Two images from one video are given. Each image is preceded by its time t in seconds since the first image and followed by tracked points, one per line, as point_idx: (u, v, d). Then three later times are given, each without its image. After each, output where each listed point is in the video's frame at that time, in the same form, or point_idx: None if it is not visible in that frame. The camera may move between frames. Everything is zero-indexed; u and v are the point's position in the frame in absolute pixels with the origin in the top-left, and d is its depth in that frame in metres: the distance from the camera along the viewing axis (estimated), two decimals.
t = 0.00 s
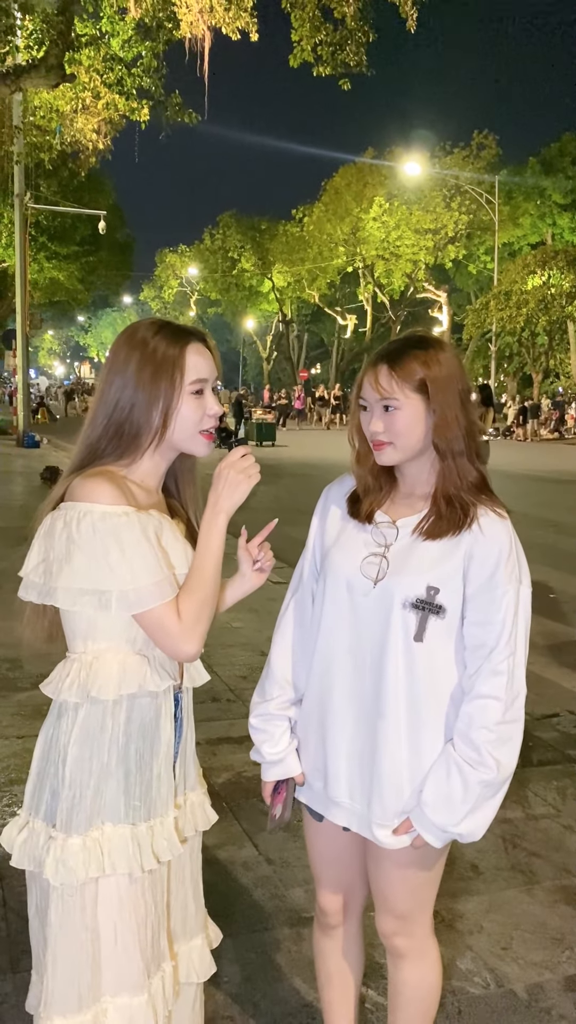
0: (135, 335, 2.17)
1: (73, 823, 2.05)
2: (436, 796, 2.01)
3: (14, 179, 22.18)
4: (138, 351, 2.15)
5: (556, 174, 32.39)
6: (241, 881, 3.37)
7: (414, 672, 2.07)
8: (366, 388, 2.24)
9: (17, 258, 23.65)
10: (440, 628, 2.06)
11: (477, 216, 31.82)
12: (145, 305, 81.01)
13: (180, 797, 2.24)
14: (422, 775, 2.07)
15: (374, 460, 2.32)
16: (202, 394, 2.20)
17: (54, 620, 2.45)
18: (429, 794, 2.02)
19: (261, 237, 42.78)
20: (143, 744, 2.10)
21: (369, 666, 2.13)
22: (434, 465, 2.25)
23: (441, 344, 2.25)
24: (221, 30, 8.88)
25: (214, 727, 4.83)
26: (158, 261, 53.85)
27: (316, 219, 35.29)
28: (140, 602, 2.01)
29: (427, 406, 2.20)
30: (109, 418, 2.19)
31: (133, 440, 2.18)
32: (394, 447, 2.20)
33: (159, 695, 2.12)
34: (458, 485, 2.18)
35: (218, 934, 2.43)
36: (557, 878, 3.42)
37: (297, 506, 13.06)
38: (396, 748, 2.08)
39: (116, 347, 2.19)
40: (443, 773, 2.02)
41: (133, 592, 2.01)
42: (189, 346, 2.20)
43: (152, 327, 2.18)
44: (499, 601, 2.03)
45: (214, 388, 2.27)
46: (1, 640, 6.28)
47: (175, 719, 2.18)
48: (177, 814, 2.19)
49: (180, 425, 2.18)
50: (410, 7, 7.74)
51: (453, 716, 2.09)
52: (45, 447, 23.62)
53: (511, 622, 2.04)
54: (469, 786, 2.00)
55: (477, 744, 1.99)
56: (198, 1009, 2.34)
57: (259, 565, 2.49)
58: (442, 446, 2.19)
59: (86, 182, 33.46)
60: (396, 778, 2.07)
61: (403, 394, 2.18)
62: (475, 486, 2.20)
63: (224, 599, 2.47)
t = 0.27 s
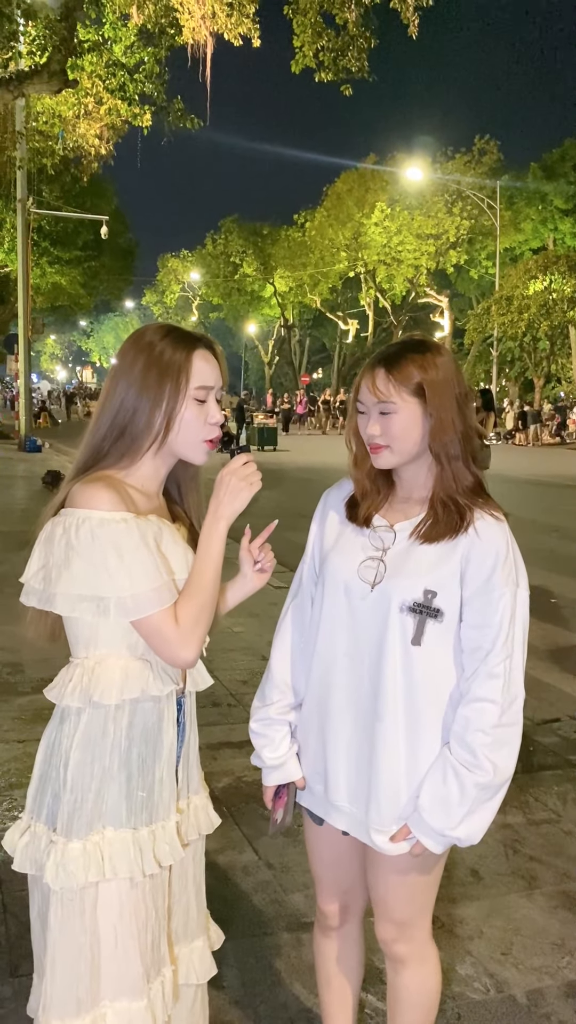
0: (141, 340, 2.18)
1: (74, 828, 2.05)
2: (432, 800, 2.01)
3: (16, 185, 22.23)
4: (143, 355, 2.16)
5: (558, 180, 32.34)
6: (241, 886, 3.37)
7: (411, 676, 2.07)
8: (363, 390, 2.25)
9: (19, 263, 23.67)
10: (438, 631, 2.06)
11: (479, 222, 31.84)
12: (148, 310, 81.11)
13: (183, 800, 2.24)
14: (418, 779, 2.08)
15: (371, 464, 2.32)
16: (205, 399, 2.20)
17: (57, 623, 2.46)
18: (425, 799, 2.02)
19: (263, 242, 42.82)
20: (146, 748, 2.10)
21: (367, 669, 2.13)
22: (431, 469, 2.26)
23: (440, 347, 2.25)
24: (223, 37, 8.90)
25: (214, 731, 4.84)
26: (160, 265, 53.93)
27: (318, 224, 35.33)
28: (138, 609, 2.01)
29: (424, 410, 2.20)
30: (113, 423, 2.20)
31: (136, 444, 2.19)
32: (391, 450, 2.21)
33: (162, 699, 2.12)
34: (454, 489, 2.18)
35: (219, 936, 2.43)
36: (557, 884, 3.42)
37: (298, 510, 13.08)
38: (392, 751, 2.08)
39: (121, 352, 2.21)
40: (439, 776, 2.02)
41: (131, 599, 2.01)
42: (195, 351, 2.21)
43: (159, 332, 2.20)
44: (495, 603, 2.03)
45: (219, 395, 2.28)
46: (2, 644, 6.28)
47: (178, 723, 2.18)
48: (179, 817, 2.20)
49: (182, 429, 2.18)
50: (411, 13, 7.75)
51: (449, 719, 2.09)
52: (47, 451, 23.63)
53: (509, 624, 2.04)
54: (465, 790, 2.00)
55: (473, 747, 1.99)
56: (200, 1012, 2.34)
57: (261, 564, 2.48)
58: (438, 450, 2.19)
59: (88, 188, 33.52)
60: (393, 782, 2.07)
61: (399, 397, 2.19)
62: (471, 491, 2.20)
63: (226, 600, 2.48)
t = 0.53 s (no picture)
0: (149, 348, 2.20)
1: (80, 837, 2.04)
2: (431, 806, 2.01)
3: (19, 189, 22.29)
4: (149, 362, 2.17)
5: (559, 184, 32.42)
6: (242, 890, 3.36)
7: (410, 681, 2.07)
8: (368, 396, 2.26)
9: (21, 267, 23.72)
10: (439, 638, 2.06)
11: (480, 226, 31.90)
12: (150, 314, 81.27)
13: (188, 804, 2.24)
14: (417, 785, 2.07)
15: (375, 468, 2.32)
16: (208, 406, 2.21)
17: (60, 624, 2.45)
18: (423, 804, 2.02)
19: (265, 246, 42.93)
20: (151, 755, 2.10)
21: (368, 673, 2.13)
22: (435, 475, 2.26)
23: (445, 354, 2.26)
24: (225, 42, 8.95)
25: (215, 735, 4.83)
26: (162, 269, 54.03)
27: (320, 228, 35.41)
28: (132, 621, 2.01)
29: (428, 415, 2.21)
30: (118, 428, 2.20)
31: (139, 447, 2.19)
32: (394, 455, 2.21)
33: (165, 705, 2.12)
34: (456, 495, 2.18)
35: (227, 935, 2.43)
36: (559, 889, 3.41)
37: (299, 514, 13.09)
38: (391, 758, 2.08)
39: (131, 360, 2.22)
40: (438, 782, 2.02)
41: (124, 611, 2.01)
42: (203, 358, 2.21)
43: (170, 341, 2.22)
44: (496, 610, 2.03)
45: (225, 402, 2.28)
46: (4, 647, 6.28)
47: (183, 728, 2.19)
48: (186, 820, 2.20)
49: (187, 436, 2.18)
50: (413, 19, 7.79)
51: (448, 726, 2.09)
52: (49, 455, 23.66)
53: (510, 630, 2.03)
54: (464, 796, 1.99)
55: (472, 753, 1.99)
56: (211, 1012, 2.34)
57: (256, 551, 2.48)
58: (440, 456, 2.19)
59: (90, 192, 33.61)
60: (393, 788, 2.07)
61: (404, 403, 2.20)
62: (474, 496, 2.19)
63: (225, 592, 2.48)
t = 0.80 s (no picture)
0: (150, 353, 2.18)
1: (87, 840, 2.04)
2: (437, 811, 2.00)
3: (20, 193, 22.31)
4: (155, 365, 2.16)
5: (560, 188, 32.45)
6: (243, 894, 3.36)
7: (415, 687, 2.07)
8: (373, 400, 2.25)
9: (23, 270, 23.73)
10: (445, 642, 2.05)
11: (481, 230, 31.91)
12: (151, 318, 81.36)
13: (194, 806, 2.25)
14: (423, 790, 2.07)
15: (380, 473, 2.31)
16: (214, 412, 2.20)
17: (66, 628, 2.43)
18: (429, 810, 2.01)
19: (266, 250, 42.98)
20: (156, 758, 2.09)
21: (373, 678, 2.13)
22: (440, 480, 2.26)
23: (449, 357, 2.26)
24: (227, 46, 8.95)
25: (216, 739, 4.83)
26: (163, 273, 54.05)
27: (321, 232, 35.43)
28: (134, 627, 2.01)
29: (433, 420, 2.21)
30: (125, 431, 2.19)
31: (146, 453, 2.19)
32: (400, 461, 2.20)
33: (169, 711, 2.12)
34: (462, 501, 2.17)
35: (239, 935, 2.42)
36: (560, 894, 3.40)
37: (300, 518, 13.07)
38: (396, 762, 2.07)
39: (134, 363, 2.20)
40: (445, 787, 2.01)
41: (125, 616, 2.01)
42: (208, 363, 2.21)
43: (171, 346, 2.19)
44: (502, 615, 2.02)
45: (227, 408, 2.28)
46: (4, 651, 6.27)
47: (187, 732, 2.19)
48: (191, 824, 2.19)
49: (193, 441, 2.18)
50: (414, 23, 7.80)
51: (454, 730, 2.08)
52: (50, 458, 23.64)
53: (515, 636, 2.03)
54: (469, 801, 1.99)
55: (479, 758, 1.99)
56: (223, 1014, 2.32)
57: (258, 558, 2.45)
58: (447, 461, 2.19)
59: (91, 196, 33.65)
60: (399, 793, 2.07)
61: (409, 408, 2.19)
62: (479, 502, 2.19)
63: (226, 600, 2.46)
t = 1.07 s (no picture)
0: (156, 355, 2.15)
1: (85, 837, 2.04)
2: (442, 814, 2.00)
3: (19, 197, 22.35)
4: (160, 372, 2.12)
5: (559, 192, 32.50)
6: (241, 898, 3.35)
7: (418, 691, 2.07)
8: (373, 404, 2.25)
9: (22, 273, 23.76)
10: (446, 644, 2.05)
11: (480, 234, 31.95)
12: (149, 321, 81.43)
13: (191, 812, 2.23)
14: (427, 794, 2.06)
15: (381, 478, 2.34)
16: (219, 418, 2.19)
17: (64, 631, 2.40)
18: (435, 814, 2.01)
19: (265, 253, 43.05)
20: (152, 758, 2.09)
21: (374, 681, 2.13)
22: (441, 483, 2.25)
23: (448, 361, 2.26)
24: (225, 50, 9.01)
25: (215, 743, 4.83)
26: (162, 276, 54.09)
27: (320, 235, 35.47)
28: (158, 617, 2.00)
29: (434, 423, 2.20)
30: (131, 435, 2.17)
31: (158, 457, 2.16)
32: (402, 464, 2.21)
33: (165, 711, 2.10)
34: (463, 503, 2.18)
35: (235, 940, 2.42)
36: (558, 897, 3.40)
37: (299, 521, 13.08)
38: (400, 766, 2.07)
39: (136, 364, 2.17)
40: (449, 791, 2.01)
41: (154, 604, 1.99)
42: (211, 367, 2.19)
43: (174, 350, 2.16)
44: (504, 619, 2.02)
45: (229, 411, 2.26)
46: (3, 654, 6.28)
47: (180, 733, 2.17)
48: (185, 826, 2.19)
49: (200, 448, 2.17)
50: (412, 27, 7.81)
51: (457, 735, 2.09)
52: (49, 461, 23.67)
53: (517, 640, 2.03)
54: (474, 806, 1.99)
55: (483, 762, 1.99)
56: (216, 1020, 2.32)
57: (256, 566, 2.47)
58: (448, 465, 2.20)
59: (90, 200, 33.73)
60: (402, 798, 2.07)
61: (410, 411, 2.18)
62: (480, 505, 2.19)
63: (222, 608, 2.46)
